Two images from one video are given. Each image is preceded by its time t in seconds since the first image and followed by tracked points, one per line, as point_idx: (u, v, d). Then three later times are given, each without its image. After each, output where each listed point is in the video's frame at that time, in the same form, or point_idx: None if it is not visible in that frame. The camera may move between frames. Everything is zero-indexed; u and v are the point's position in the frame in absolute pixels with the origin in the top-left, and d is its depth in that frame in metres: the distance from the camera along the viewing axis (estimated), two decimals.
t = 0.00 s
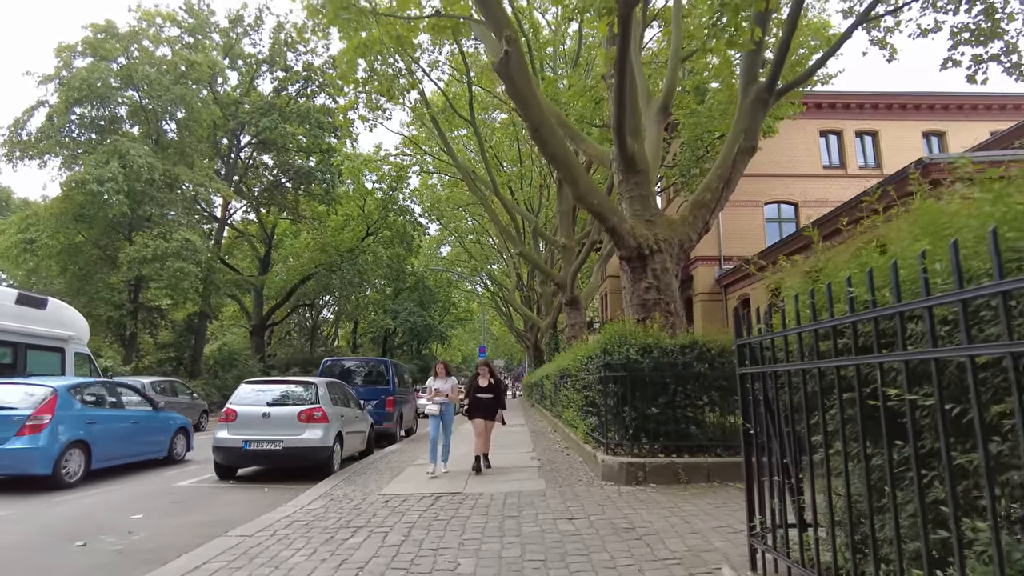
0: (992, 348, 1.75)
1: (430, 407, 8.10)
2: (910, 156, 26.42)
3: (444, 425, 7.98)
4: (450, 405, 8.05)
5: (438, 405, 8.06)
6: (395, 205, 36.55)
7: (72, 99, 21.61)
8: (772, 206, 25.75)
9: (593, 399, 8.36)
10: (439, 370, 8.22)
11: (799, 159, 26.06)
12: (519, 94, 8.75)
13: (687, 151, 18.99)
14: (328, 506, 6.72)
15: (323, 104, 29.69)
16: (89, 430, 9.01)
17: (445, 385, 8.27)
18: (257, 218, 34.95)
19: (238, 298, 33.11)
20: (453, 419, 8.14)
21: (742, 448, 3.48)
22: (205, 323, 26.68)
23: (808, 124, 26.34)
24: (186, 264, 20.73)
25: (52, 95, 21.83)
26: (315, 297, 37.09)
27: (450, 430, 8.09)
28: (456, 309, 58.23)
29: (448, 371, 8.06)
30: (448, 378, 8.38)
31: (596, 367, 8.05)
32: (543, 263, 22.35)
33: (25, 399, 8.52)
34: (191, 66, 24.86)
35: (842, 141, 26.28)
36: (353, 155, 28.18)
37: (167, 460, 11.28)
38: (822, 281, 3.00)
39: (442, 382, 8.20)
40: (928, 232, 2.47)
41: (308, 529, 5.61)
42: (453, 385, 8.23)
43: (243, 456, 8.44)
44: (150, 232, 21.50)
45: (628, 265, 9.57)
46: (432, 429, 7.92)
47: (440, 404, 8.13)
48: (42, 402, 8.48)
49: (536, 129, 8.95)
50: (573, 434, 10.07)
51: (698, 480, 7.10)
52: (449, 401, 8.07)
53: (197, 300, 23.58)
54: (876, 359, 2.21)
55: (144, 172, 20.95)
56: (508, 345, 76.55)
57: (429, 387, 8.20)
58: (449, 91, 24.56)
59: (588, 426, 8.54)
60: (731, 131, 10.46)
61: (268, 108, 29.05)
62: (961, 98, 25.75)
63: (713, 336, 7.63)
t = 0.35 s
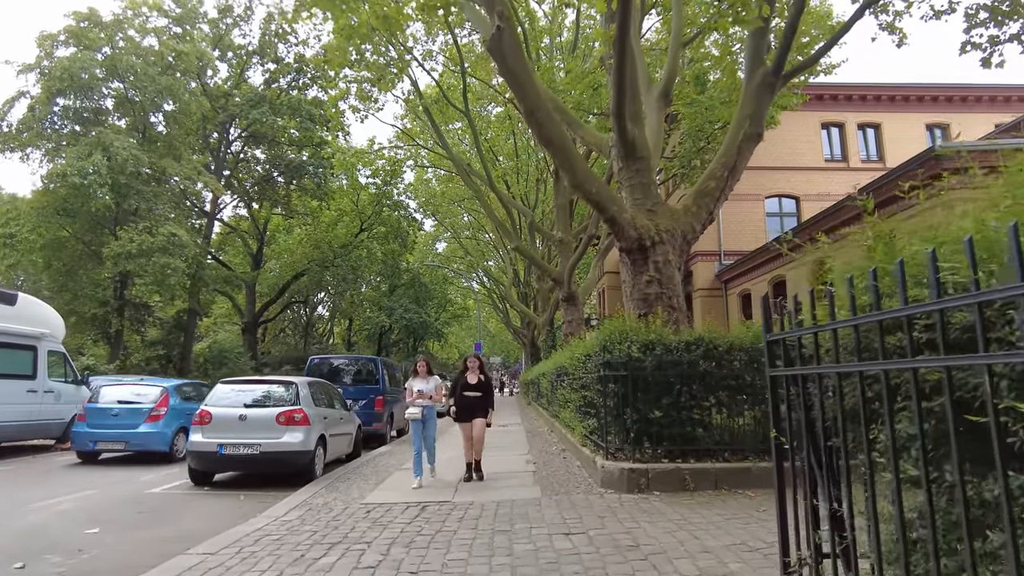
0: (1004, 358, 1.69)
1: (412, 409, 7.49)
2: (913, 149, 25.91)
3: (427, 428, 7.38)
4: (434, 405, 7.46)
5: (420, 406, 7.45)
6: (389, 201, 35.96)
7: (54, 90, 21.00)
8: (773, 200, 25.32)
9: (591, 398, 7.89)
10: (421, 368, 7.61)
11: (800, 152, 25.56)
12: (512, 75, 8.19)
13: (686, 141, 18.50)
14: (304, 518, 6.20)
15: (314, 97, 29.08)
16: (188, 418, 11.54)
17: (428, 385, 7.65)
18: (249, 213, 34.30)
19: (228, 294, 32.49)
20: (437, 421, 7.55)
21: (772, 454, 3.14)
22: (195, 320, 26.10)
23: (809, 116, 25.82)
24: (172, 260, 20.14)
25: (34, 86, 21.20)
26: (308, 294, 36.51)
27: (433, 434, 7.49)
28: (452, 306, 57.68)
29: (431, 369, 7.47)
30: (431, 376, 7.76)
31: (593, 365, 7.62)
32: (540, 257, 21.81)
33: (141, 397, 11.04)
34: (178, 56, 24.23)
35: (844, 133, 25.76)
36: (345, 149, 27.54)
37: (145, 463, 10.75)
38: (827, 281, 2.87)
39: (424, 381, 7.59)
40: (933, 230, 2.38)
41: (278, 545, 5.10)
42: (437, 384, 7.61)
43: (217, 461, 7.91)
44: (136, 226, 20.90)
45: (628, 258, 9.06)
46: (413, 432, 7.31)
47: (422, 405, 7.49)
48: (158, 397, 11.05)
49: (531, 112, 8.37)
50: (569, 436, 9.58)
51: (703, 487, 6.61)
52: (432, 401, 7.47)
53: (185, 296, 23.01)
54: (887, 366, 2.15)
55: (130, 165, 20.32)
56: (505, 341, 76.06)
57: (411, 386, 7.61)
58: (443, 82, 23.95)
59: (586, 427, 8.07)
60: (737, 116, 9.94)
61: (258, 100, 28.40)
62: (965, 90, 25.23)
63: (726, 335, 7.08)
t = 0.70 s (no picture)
0: (1009, 343, 1.73)
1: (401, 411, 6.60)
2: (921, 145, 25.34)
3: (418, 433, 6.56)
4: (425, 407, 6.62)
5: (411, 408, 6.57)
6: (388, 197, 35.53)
7: (42, 81, 20.48)
8: (778, 195, 24.91)
9: (596, 396, 7.42)
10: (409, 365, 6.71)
11: (805, 147, 25.06)
12: (513, 51, 7.67)
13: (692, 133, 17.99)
14: (286, 526, 5.68)
15: (311, 91, 28.53)
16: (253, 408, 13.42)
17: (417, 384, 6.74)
18: (244, 210, 33.77)
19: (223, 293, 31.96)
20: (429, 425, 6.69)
21: (839, 454, 2.72)
22: (188, 318, 25.54)
23: (815, 110, 25.29)
24: (164, 257, 19.63)
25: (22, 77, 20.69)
26: (305, 293, 35.96)
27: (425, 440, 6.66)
28: (451, 305, 57.18)
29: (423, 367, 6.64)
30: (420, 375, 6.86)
31: (598, 361, 7.16)
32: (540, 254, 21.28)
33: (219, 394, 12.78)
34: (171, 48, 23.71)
35: (850, 128, 25.24)
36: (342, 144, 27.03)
37: (125, 466, 10.22)
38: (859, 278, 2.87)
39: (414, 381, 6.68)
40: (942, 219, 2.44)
41: (253, 558, 4.59)
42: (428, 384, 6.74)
43: (197, 464, 7.37)
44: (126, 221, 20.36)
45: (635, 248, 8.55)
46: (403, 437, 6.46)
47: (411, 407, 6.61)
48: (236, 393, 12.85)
49: (533, 92, 7.84)
50: (573, 438, 9.05)
51: (720, 493, 6.11)
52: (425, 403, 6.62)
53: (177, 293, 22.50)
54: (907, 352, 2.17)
55: (120, 158, 19.79)
56: (504, 341, 75.44)
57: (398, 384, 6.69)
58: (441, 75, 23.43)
59: (591, 427, 7.56)
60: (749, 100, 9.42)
61: (253, 94, 27.85)
62: (975, 84, 24.70)
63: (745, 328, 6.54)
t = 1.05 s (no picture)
0: None
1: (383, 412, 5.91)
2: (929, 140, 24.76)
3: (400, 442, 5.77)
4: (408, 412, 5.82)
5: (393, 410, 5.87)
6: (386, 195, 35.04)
7: (29, 74, 19.98)
8: (784, 192, 24.48)
9: (601, 399, 6.89)
10: (394, 362, 6.06)
11: (811, 142, 24.52)
12: (511, 28, 7.11)
13: (697, 125, 17.46)
14: (259, 543, 5.15)
15: (306, 86, 27.93)
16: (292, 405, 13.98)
17: (402, 384, 6.06)
18: (240, 207, 33.20)
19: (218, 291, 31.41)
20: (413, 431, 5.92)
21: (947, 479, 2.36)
22: (182, 317, 25.00)
23: (821, 105, 24.74)
24: (154, 254, 19.08)
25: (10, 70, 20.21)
26: (302, 292, 35.47)
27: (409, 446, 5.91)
28: (450, 305, 56.65)
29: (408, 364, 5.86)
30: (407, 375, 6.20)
31: (603, 362, 6.66)
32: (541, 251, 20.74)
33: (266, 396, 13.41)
34: (164, 40, 23.20)
35: (857, 123, 24.70)
36: (338, 140, 26.47)
37: (102, 472, 9.69)
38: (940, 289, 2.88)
39: (398, 379, 6.01)
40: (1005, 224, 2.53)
41: None
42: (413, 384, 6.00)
43: (170, 472, 6.82)
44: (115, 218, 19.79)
45: (642, 241, 8.02)
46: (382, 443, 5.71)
47: (393, 408, 5.91)
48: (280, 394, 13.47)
49: (533, 73, 7.29)
50: (575, 444, 8.50)
51: (738, 505, 5.58)
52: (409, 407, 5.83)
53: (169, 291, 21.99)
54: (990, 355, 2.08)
55: (108, 152, 19.21)
56: (504, 341, 74.95)
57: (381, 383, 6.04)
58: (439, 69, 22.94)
59: (596, 433, 7.04)
60: (761, 85, 8.88)
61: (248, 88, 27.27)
62: (984, 78, 24.14)
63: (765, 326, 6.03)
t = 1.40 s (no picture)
0: None
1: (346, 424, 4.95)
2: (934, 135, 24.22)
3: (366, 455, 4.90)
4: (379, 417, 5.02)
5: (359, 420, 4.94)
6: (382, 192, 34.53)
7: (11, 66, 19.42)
8: (787, 187, 23.97)
9: (602, 399, 6.38)
10: (356, 365, 5.11)
11: (813, 136, 24.00)
12: None
13: (699, 117, 16.95)
14: (223, 562, 4.62)
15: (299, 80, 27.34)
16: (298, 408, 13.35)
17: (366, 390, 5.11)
18: (232, 204, 32.62)
19: (210, 290, 30.85)
20: (379, 445, 5.03)
21: None
22: (172, 316, 24.44)
23: (824, 99, 24.22)
24: (140, 251, 18.51)
25: None
26: (297, 291, 34.91)
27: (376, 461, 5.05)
28: (448, 304, 56.08)
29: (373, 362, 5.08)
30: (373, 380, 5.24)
31: (604, 359, 6.15)
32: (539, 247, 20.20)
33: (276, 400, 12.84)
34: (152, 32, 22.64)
35: (861, 117, 24.17)
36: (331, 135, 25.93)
37: (73, 478, 9.15)
38: None
39: (363, 384, 5.05)
40: None
41: None
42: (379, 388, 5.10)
43: (133, 481, 6.28)
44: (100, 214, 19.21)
45: (646, 231, 7.50)
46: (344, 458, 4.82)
47: (358, 418, 4.96)
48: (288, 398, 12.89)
49: (529, 45, 6.77)
50: (575, 448, 7.98)
51: (754, 517, 5.06)
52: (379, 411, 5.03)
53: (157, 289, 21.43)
54: None
55: (92, 146, 18.64)
56: (503, 341, 74.45)
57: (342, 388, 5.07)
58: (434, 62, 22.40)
59: (597, 436, 6.53)
60: (770, 66, 8.36)
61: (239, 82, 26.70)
62: (991, 71, 23.60)
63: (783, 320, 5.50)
